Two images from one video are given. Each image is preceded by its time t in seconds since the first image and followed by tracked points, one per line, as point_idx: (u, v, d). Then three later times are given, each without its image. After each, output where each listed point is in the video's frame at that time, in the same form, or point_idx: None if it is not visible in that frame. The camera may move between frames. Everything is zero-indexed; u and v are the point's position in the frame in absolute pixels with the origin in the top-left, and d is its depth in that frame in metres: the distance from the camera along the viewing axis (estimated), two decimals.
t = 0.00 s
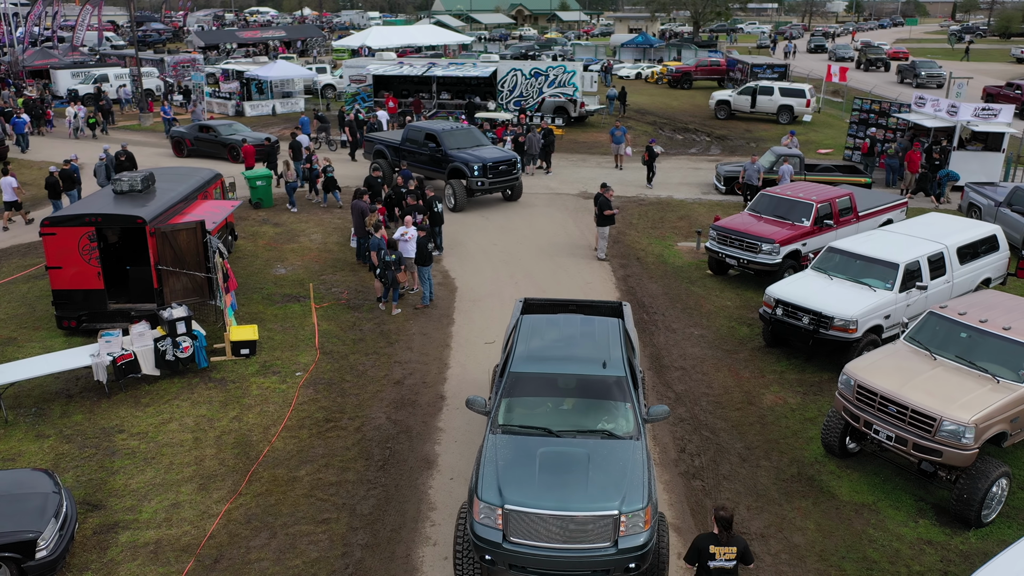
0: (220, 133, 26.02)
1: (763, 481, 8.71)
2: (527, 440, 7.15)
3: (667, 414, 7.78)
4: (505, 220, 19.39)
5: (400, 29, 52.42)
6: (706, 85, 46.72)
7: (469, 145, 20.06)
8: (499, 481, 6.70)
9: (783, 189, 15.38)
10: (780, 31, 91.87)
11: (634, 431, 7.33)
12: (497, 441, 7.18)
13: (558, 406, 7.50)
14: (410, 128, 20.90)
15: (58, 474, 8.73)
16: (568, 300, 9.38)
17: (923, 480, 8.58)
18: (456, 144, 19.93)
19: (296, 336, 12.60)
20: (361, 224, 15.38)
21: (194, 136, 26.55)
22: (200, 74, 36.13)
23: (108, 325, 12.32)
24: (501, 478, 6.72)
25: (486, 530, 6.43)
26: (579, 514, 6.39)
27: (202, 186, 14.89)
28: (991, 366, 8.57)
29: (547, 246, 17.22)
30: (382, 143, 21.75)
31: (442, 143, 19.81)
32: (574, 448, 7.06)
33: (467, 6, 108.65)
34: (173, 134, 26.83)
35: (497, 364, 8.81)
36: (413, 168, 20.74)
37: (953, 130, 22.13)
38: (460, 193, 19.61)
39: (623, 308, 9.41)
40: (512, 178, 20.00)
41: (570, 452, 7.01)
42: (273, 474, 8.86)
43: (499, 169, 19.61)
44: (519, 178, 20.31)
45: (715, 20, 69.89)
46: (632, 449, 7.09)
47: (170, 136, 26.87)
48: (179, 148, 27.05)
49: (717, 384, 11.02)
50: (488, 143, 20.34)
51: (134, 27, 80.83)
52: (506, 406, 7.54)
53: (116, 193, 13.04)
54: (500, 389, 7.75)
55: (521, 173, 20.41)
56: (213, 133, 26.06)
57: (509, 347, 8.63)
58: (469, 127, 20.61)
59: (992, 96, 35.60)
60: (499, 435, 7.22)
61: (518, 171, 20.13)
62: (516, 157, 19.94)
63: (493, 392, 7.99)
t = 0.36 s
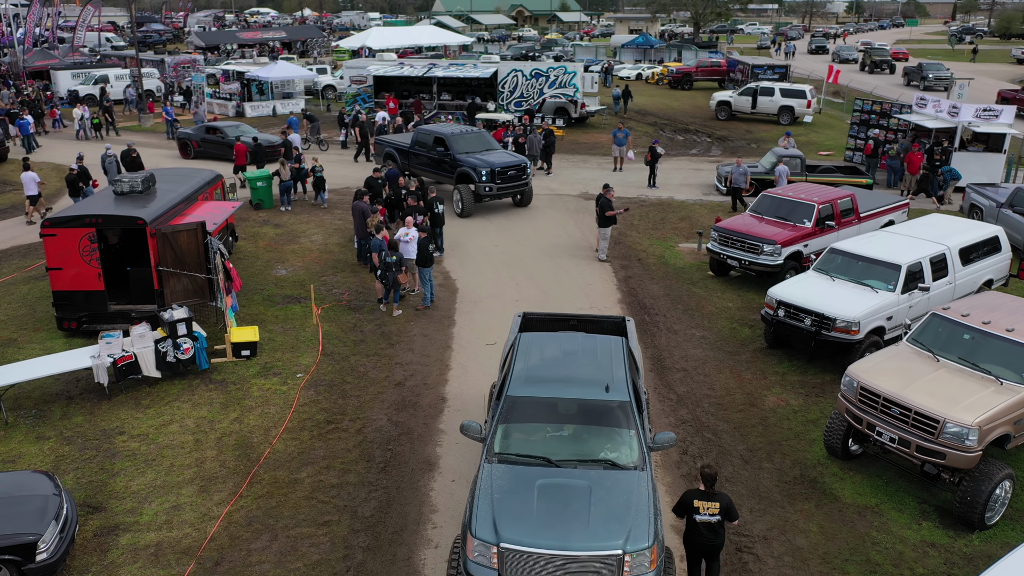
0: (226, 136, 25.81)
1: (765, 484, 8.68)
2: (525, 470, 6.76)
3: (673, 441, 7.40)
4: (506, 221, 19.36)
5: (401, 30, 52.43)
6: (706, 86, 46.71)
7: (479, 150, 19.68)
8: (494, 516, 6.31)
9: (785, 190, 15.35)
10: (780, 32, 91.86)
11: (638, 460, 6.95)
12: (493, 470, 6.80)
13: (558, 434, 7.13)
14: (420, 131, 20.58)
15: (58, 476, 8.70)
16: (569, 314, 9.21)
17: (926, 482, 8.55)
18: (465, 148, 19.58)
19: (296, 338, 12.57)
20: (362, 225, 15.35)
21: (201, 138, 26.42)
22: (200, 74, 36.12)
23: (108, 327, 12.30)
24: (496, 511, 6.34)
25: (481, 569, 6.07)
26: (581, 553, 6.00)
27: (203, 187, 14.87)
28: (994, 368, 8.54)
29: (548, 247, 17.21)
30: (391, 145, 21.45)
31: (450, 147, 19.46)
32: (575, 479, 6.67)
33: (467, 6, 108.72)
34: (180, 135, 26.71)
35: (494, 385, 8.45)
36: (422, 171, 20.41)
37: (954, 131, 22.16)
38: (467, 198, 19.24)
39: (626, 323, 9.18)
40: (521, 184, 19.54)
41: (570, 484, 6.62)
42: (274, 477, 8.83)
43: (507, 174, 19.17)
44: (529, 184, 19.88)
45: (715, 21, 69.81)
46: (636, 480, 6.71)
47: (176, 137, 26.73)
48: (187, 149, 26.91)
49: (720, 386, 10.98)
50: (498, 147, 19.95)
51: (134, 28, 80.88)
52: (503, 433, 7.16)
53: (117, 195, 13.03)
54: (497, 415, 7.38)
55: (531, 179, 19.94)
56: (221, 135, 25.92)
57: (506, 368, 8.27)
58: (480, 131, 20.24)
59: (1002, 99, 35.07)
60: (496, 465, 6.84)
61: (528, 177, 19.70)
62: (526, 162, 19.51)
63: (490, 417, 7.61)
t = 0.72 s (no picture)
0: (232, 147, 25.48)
1: (767, 494, 8.65)
2: (520, 510, 6.53)
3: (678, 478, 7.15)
4: (506, 231, 19.38)
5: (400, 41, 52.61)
6: (706, 97, 46.84)
7: (487, 164, 19.41)
8: (488, 560, 6.06)
9: (785, 200, 15.37)
10: (779, 43, 92.24)
11: (641, 499, 6.71)
12: (487, 510, 6.57)
13: (556, 470, 6.89)
14: (429, 145, 20.33)
15: (57, 487, 8.67)
16: (567, 335, 8.97)
17: (927, 493, 8.52)
18: (473, 162, 19.27)
19: (297, 348, 12.55)
20: (362, 235, 15.35)
21: (208, 149, 26.41)
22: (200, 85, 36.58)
23: (109, 337, 12.30)
24: (490, 554, 6.10)
25: None
26: None
27: (204, 198, 14.91)
28: (996, 378, 8.53)
29: (549, 258, 17.21)
30: (400, 158, 21.23)
31: (458, 160, 19.26)
32: (573, 520, 6.43)
33: (468, 18, 109.43)
34: (187, 147, 26.68)
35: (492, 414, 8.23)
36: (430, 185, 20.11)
37: (953, 142, 22.17)
38: (473, 213, 18.87)
39: (628, 347, 8.99)
40: (529, 199, 19.12)
41: (570, 525, 6.37)
42: (274, 487, 8.80)
43: (514, 189, 18.79)
44: (537, 199, 19.44)
45: (715, 32, 70.03)
46: (639, 520, 6.47)
47: (184, 149, 26.68)
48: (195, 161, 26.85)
49: (720, 396, 10.95)
50: (507, 162, 19.59)
51: (136, 39, 81.30)
52: (498, 470, 6.92)
53: (118, 205, 13.06)
54: (491, 449, 7.13)
55: (539, 196, 19.52)
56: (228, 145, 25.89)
57: (503, 397, 8.02)
58: (489, 145, 19.91)
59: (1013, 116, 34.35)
60: (490, 504, 6.60)
61: (536, 193, 19.27)
62: (534, 177, 19.10)
63: (485, 451, 7.38)
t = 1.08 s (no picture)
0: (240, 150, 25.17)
1: (770, 496, 8.63)
2: (519, 550, 5.97)
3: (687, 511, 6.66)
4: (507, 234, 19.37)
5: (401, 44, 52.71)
6: (706, 100, 46.86)
7: (496, 170, 18.83)
8: None
9: (786, 202, 15.36)
10: (779, 46, 92.33)
11: (648, 537, 6.16)
12: (482, 549, 6.00)
13: (557, 505, 6.34)
14: (438, 150, 19.85)
15: (58, 488, 8.65)
16: (569, 353, 8.64)
17: (931, 495, 8.50)
18: (481, 168, 18.73)
19: (298, 349, 12.54)
20: (363, 237, 15.35)
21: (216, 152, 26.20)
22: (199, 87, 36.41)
23: (110, 339, 12.29)
24: None
25: None
26: None
27: (205, 199, 14.90)
28: (999, 379, 8.52)
29: (550, 260, 17.21)
30: (411, 163, 20.85)
31: (465, 166, 18.71)
32: (575, 561, 5.88)
33: (467, 21, 109.65)
34: (196, 150, 26.48)
35: (488, 439, 7.68)
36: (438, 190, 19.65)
37: (954, 144, 22.17)
38: (480, 220, 18.35)
39: (632, 363, 8.60)
40: (537, 207, 18.53)
41: (571, 567, 5.82)
42: (275, 489, 8.78)
43: (522, 196, 18.18)
44: (546, 207, 18.84)
45: (715, 35, 70.01)
46: (646, 560, 5.93)
47: (192, 152, 26.47)
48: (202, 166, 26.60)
49: (722, 398, 10.94)
50: (517, 168, 19.02)
51: (137, 42, 81.46)
52: (494, 504, 6.36)
53: (119, 207, 13.06)
54: (487, 481, 6.58)
55: (549, 203, 18.92)
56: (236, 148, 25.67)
57: (500, 421, 7.47)
58: (500, 150, 19.35)
59: None
60: (485, 543, 6.04)
61: (545, 200, 18.65)
62: (543, 184, 18.48)
63: (480, 482, 6.83)
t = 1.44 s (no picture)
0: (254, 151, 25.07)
1: (770, 495, 8.63)
2: None
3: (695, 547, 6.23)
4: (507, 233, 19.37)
5: (401, 43, 52.72)
6: (706, 99, 46.84)
7: (502, 174, 18.38)
8: None
9: (787, 202, 15.36)
10: (779, 45, 92.33)
11: None
12: None
13: (555, 541, 5.91)
14: (446, 153, 19.46)
15: (59, 487, 8.65)
16: (567, 369, 8.32)
17: (931, 493, 8.50)
18: (487, 171, 18.30)
19: (299, 348, 12.55)
20: (363, 236, 15.35)
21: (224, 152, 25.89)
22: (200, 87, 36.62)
23: (111, 338, 12.30)
24: None
25: None
26: None
27: (205, 199, 14.92)
28: (1000, 378, 8.52)
29: (550, 259, 17.21)
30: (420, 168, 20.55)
31: (471, 170, 18.29)
32: None
33: (467, 21, 109.75)
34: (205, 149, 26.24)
35: (482, 466, 7.27)
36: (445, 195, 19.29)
37: (954, 143, 22.16)
38: (485, 225, 17.89)
39: (633, 380, 8.27)
40: (544, 212, 18.02)
41: None
42: (276, 488, 8.78)
43: (527, 201, 17.71)
44: (553, 213, 18.33)
45: (715, 35, 69.95)
46: None
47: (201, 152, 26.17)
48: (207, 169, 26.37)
49: (723, 397, 10.95)
50: (525, 172, 18.55)
51: (137, 43, 81.59)
52: (487, 540, 5.94)
53: (119, 206, 13.07)
54: (480, 513, 6.17)
55: (556, 209, 18.40)
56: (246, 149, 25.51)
57: (494, 446, 7.08)
58: (508, 154, 18.90)
59: None
60: None
61: (552, 206, 18.14)
62: (550, 190, 17.98)
63: (473, 516, 6.42)
